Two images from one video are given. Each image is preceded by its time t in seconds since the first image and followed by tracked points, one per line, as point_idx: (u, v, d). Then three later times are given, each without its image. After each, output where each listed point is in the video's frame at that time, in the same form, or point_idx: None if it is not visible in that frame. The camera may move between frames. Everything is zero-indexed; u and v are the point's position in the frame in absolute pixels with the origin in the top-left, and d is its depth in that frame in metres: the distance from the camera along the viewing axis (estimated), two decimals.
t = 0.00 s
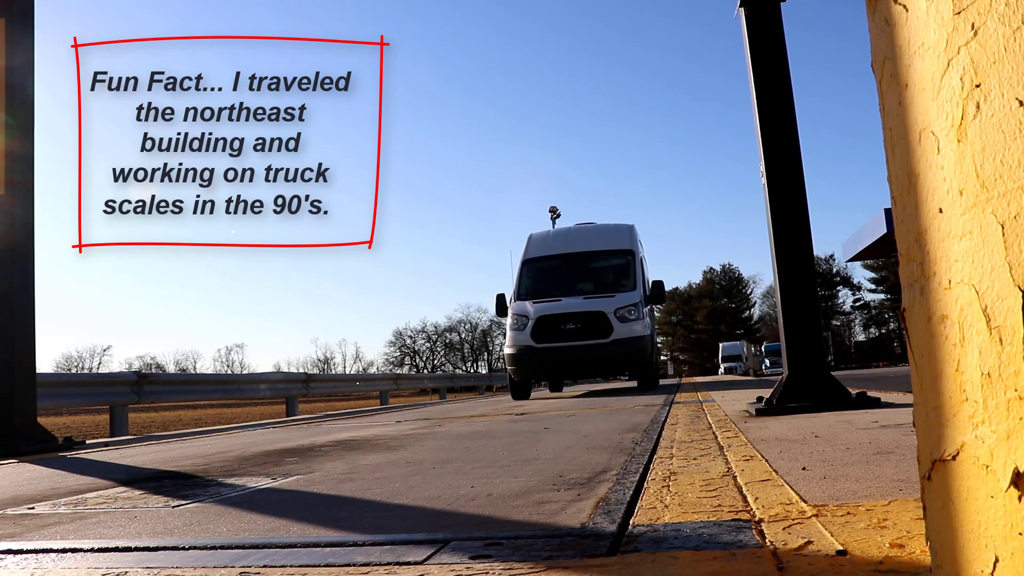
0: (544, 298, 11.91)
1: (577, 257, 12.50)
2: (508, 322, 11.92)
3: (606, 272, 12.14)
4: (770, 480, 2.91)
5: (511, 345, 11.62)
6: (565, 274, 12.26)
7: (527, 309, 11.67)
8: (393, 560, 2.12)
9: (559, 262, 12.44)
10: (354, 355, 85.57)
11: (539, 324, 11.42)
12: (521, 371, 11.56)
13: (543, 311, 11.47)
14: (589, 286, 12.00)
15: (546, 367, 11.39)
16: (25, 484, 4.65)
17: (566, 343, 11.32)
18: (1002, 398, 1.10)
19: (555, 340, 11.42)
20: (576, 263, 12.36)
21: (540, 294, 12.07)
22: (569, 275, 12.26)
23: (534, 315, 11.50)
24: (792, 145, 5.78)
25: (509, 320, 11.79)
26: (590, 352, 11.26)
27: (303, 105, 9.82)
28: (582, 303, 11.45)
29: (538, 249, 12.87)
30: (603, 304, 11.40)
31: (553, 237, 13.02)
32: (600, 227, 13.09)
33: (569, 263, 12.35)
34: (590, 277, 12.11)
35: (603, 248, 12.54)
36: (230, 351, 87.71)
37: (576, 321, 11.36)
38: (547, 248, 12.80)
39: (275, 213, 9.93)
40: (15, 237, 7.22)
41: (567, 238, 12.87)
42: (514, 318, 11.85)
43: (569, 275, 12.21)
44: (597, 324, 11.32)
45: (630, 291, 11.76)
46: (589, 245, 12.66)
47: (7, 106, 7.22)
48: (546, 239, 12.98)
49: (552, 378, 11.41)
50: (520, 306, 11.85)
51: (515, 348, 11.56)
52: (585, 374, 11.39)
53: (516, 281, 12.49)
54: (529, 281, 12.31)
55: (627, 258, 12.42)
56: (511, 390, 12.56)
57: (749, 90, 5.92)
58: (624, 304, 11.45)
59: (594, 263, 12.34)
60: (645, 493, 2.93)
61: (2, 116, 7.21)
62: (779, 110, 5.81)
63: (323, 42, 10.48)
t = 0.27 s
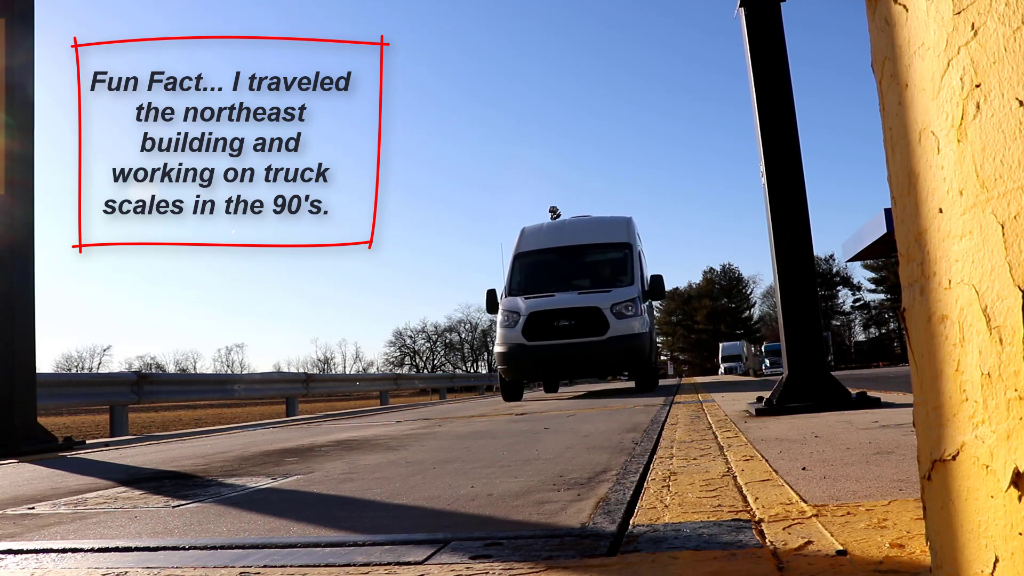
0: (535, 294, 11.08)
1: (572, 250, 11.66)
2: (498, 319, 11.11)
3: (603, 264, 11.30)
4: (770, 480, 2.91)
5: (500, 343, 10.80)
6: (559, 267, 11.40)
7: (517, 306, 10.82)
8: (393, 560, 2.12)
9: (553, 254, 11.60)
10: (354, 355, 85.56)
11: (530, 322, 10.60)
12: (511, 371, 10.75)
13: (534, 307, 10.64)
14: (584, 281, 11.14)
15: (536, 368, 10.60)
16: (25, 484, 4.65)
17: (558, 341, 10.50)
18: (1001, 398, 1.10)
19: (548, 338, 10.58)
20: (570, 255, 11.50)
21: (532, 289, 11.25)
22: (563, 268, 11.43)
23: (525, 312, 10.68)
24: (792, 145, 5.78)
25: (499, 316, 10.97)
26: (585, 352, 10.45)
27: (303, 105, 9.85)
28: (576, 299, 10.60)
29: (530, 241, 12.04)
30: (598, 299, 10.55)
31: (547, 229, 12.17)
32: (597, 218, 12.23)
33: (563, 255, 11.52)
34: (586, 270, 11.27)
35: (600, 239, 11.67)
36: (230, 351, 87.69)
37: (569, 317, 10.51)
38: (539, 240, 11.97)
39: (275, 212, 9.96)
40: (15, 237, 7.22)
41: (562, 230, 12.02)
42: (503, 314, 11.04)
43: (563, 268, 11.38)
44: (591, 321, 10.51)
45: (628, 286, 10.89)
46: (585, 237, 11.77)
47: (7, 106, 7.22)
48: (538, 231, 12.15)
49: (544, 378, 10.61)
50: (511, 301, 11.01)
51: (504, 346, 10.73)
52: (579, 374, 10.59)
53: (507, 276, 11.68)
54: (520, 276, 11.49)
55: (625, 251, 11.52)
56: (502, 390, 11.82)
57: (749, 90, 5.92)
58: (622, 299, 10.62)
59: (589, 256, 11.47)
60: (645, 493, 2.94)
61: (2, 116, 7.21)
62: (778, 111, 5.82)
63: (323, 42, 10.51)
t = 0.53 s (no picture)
0: (528, 289, 10.72)
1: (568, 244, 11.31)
2: (489, 316, 10.81)
3: (599, 259, 10.95)
4: (770, 480, 2.91)
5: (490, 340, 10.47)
6: (554, 261, 11.04)
7: (509, 301, 10.50)
8: (393, 560, 2.12)
9: (547, 248, 11.24)
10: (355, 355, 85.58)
11: (522, 318, 10.27)
12: (501, 369, 10.42)
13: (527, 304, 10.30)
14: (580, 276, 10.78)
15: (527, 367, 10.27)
16: (25, 484, 4.65)
17: (551, 339, 10.17)
18: (1001, 398, 1.10)
19: (540, 336, 10.26)
20: (566, 250, 11.14)
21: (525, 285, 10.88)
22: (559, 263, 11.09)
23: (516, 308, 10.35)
24: (792, 145, 5.78)
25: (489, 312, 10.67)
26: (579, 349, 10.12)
27: (303, 105, 9.96)
28: (570, 294, 10.28)
29: (524, 234, 11.66)
30: (594, 295, 10.22)
31: (541, 222, 11.81)
32: (593, 210, 11.87)
33: (558, 249, 11.17)
34: (582, 265, 10.91)
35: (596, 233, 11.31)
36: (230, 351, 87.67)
37: (563, 313, 10.19)
38: (533, 233, 11.60)
39: (275, 212, 10.07)
40: (15, 237, 7.22)
41: (557, 223, 11.66)
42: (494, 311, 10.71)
43: (558, 262, 11.03)
44: (586, 318, 10.18)
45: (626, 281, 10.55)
46: (581, 230, 11.42)
47: (7, 105, 7.22)
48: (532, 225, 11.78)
49: (535, 378, 10.29)
50: (502, 297, 10.69)
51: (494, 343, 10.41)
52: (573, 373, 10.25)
53: (499, 270, 11.30)
54: (513, 271, 11.13)
55: (623, 244, 11.16)
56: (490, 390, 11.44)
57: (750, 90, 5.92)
58: (619, 294, 10.27)
59: (585, 250, 11.12)
60: (645, 493, 2.94)
61: (2, 116, 7.21)
62: (779, 110, 5.82)
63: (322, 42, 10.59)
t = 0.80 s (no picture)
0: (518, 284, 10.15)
1: (562, 237, 10.79)
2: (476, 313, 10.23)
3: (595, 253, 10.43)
4: (770, 480, 2.91)
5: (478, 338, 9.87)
6: (546, 255, 10.52)
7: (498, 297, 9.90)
8: (393, 560, 2.12)
9: (540, 242, 10.73)
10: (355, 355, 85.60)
11: (512, 315, 9.68)
12: (489, 369, 9.84)
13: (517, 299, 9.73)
14: (574, 270, 10.26)
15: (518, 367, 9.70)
16: (25, 484, 4.65)
17: (542, 337, 9.58)
18: (1001, 398, 1.10)
19: (531, 334, 9.67)
20: (559, 243, 10.64)
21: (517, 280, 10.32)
22: (552, 257, 10.55)
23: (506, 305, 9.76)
24: (792, 145, 5.78)
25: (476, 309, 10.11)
26: (572, 348, 9.53)
27: (303, 105, 9.93)
28: (563, 290, 9.70)
29: (515, 228, 11.14)
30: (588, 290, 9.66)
31: (534, 215, 11.26)
32: (588, 203, 11.38)
33: (551, 242, 10.65)
34: (576, 259, 10.39)
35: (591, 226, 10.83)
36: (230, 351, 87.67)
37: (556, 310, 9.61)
38: (524, 226, 11.08)
39: (274, 212, 10.05)
40: (15, 237, 7.22)
41: (550, 216, 11.16)
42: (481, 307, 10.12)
43: (552, 256, 10.51)
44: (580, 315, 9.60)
45: (622, 275, 10.00)
46: (576, 223, 10.91)
47: (7, 105, 7.22)
48: (523, 217, 11.25)
49: (526, 378, 9.72)
50: (490, 293, 10.13)
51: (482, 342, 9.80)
52: (566, 373, 9.67)
53: (488, 265, 10.77)
54: (503, 266, 10.57)
55: (619, 238, 10.66)
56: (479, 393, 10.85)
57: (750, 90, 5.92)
58: (616, 289, 9.71)
59: (580, 244, 10.60)
60: (645, 493, 2.94)
61: (2, 116, 7.21)
62: (778, 110, 5.82)
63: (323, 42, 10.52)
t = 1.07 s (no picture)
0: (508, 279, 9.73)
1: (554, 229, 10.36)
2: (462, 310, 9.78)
3: (588, 245, 9.99)
4: (770, 480, 2.91)
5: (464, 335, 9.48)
6: (538, 249, 10.07)
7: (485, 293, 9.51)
8: (393, 560, 2.12)
9: (531, 235, 10.29)
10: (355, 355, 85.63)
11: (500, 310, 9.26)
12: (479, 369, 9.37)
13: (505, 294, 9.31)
14: (567, 264, 9.81)
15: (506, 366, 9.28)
16: (25, 484, 4.65)
17: (531, 334, 9.15)
18: (1002, 398, 1.10)
19: (520, 331, 9.24)
20: (552, 236, 10.19)
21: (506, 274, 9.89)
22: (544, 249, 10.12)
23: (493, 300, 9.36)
24: (792, 145, 5.78)
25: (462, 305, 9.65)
26: (563, 346, 9.10)
27: (303, 105, 9.87)
28: (553, 284, 9.28)
29: (505, 220, 10.70)
30: (580, 285, 9.23)
31: (525, 206, 10.83)
32: (583, 193, 10.90)
33: (543, 234, 10.22)
34: (569, 252, 9.94)
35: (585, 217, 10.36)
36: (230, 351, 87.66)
37: (546, 305, 9.18)
38: (515, 218, 10.64)
39: (274, 212, 9.98)
40: (15, 237, 7.22)
41: (543, 207, 10.69)
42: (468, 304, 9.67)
43: (543, 249, 10.07)
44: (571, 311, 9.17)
45: (616, 269, 9.55)
46: (568, 214, 10.48)
47: (7, 105, 7.22)
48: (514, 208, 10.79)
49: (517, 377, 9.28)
50: (477, 289, 9.70)
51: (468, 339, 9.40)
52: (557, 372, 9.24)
53: (476, 258, 10.35)
54: (491, 260, 10.15)
55: (615, 229, 10.18)
56: (466, 394, 10.41)
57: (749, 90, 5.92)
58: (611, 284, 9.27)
59: (573, 236, 10.16)
60: (645, 493, 2.94)
61: (2, 116, 7.22)
62: (778, 110, 5.82)
63: (322, 42, 10.42)
